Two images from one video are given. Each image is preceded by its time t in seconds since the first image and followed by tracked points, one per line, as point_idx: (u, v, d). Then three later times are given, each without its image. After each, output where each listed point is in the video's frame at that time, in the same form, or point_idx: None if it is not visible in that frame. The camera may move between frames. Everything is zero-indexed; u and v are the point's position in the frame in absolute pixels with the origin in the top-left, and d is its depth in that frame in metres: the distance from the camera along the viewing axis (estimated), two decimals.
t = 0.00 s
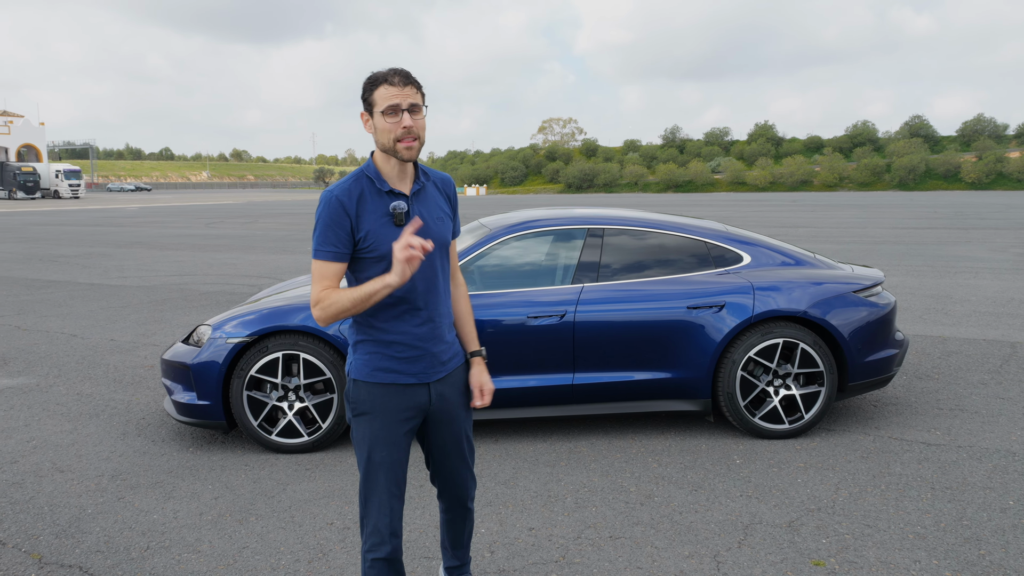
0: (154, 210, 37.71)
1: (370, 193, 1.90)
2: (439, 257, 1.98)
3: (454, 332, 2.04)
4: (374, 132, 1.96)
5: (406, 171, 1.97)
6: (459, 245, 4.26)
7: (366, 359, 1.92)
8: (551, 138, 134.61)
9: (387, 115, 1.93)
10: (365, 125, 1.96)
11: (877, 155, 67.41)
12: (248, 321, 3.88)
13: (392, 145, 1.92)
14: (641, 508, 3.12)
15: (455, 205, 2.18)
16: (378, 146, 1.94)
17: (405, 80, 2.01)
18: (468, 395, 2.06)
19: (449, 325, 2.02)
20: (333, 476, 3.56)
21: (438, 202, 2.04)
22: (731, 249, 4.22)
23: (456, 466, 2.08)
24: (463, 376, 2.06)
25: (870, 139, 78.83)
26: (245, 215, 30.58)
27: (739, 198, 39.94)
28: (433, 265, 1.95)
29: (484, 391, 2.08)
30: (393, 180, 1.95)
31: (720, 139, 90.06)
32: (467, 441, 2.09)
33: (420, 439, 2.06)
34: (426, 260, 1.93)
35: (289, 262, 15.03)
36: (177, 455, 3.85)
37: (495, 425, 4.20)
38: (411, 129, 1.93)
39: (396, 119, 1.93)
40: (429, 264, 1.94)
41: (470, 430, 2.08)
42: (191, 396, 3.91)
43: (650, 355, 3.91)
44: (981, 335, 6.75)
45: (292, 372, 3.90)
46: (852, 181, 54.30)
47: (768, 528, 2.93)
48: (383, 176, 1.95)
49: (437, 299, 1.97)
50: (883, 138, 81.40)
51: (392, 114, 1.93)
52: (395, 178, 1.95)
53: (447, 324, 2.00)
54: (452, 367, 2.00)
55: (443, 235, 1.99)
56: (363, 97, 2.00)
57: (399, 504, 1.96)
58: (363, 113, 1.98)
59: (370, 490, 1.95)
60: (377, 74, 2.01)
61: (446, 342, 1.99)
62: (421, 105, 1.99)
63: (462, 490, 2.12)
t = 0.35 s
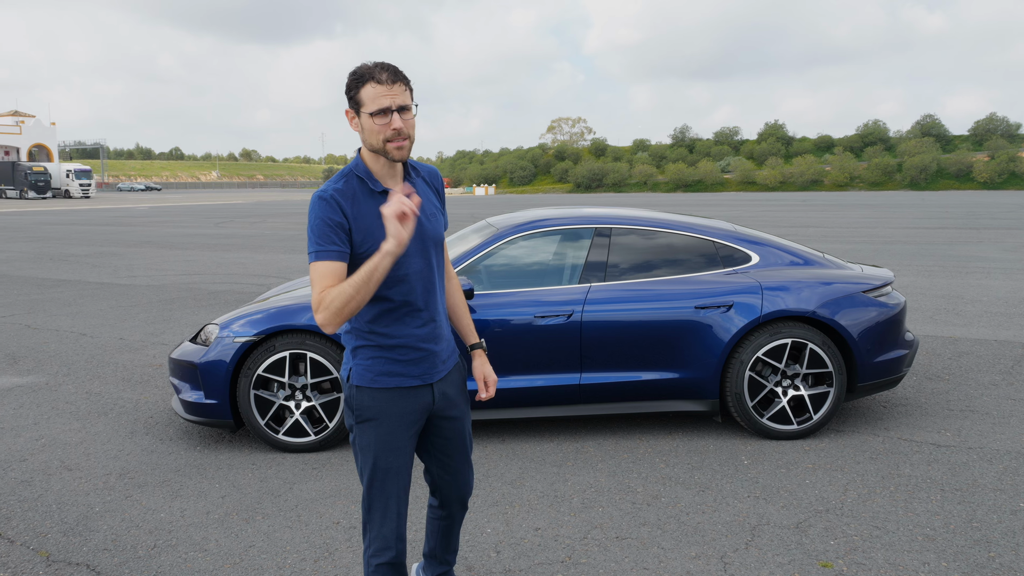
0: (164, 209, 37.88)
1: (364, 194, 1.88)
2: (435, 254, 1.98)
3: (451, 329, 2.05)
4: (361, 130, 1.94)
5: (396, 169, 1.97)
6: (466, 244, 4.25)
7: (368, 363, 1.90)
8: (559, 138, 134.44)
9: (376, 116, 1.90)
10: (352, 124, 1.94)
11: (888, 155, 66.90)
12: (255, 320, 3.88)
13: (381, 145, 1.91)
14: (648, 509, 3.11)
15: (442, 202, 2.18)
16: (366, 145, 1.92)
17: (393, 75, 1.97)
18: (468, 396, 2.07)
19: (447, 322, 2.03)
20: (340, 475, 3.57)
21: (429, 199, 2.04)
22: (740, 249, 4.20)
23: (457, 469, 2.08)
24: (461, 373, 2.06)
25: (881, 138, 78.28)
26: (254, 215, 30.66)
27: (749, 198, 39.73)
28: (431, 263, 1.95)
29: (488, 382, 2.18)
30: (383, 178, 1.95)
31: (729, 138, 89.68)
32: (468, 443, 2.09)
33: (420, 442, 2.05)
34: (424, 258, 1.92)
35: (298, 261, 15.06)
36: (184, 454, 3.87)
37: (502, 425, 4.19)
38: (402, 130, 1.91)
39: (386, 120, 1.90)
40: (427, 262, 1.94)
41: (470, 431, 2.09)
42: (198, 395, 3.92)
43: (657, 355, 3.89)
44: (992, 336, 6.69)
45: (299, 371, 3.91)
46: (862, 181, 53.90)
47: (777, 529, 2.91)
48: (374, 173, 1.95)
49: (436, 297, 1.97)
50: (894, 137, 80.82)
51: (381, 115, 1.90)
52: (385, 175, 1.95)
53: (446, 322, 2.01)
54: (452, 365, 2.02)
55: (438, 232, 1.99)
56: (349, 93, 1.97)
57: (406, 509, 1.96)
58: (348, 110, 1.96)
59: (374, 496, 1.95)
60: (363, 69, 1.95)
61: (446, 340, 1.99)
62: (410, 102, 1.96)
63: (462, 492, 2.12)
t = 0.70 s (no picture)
0: (171, 208, 37.99)
1: (371, 190, 1.89)
2: (441, 255, 1.97)
3: (455, 331, 2.03)
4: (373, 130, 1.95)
5: (406, 169, 1.96)
6: (470, 244, 4.25)
7: (367, 359, 1.91)
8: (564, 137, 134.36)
9: (387, 116, 1.91)
10: (365, 123, 1.95)
11: (895, 154, 66.63)
12: (259, 320, 3.89)
13: (391, 144, 1.91)
14: (650, 508, 3.11)
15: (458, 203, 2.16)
16: (377, 144, 1.93)
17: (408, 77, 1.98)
18: (473, 398, 2.07)
19: (450, 324, 2.02)
20: (343, 474, 3.58)
21: (442, 199, 2.02)
22: (744, 249, 4.19)
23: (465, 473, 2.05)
24: (467, 375, 2.05)
25: (888, 137, 77.99)
26: (260, 215, 30.68)
27: (755, 198, 39.61)
28: (435, 264, 1.94)
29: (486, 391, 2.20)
30: (394, 177, 1.94)
31: (735, 138, 89.53)
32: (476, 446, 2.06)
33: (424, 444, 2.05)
34: (427, 258, 1.92)
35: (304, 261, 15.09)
36: (189, 453, 3.88)
37: (506, 424, 4.19)
38: (411, 131, 1.92)
39: (395, 120, 1.91)
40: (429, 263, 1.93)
41: (477, 434, 2.06)
42: (202, 394, 3.94)
43: (660, 354, 3.89)
44: (998, 335, 6.66)
45: (303, 370, 3.92)
46: (870, 181, 53.66)
47: (779, 529, 2.91)
48: (384, 172, 1.94)
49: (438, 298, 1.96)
50: (901, 137, 80.50)
51: (391, 115, 1.91)
52: (395, 175, 1.94)
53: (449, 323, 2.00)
54: (454, 367, 2.00)
55: (445, 233, 1.98)
56: (364, 93, 1.99)
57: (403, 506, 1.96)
58: (362, 109, 1.97)
59: (374, 494, 1.96)
60: (378, 69, 1.97)
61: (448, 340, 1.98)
62: (422, 105, 1.97)
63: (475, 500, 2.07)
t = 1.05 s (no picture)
0: (173, 208, 37.97)
1: (399, 186, 1.96)
2: (461, 256, 1.96)
3: (476, 332, 2.00)
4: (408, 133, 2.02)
5: (440, 170, 1.98)
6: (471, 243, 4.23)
7: (384, 346, 1.97)
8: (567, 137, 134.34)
9: (417, 118, 1.98)
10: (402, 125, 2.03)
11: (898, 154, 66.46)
12: (259, 320, 3.89)
13: (419, 146, 1.96)
14: (651, 509, 3.10)
15: (505, 210, 2.11)
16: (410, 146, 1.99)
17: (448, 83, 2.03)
18: (489, 396, 2.03)
19: (470, 324, 1.98)
20: (343, 474, 3.57)
21: (474, 204, 2.01)
22: (746, 249, 4.17)
23: (473, 468, 2.05)
24: (488, 376, 2.02)
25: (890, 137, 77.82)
26: (263, 214, 30.66)
27: (757, 198, 39.52)
28: (452, 263, 1.94)
29: (516, 402, 2.11)
30: (424, 178, 1.97)
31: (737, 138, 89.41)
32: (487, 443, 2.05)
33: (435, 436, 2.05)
34: (441, 256, 1.92)
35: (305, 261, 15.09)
36: (188, 453, 3.88)
37: (507, 424, 4.18)
38: (439, 133, 1.96)
39: (424, 123, 1.97)
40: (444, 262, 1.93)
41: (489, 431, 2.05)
42: (203, 394, 3.93)
43: (662, 354, 3.87)
44: (1001, 336, 6.64)
45: (303, 370, 3.91)
46: (872, 181, 53.53)
47: (780, 530, 2.89)
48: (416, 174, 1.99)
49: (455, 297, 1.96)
50: (903, 137, 80.31)
51: (421, 118, 1.98)
52: (426, 176, 1.98)
53: (467, 323, 1.97)
54: (468, 365, 1.97)
55: (467, 236, 1.96)
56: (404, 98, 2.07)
57: (407, 496, 1.96)
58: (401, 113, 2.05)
59: (380, 481, 1.97)
60: (417, 76, 2.04)
61: (464, 338, 1.97)
62: (456, 111, 2.01)
63: (480, 496, 2.07)
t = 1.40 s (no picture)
0: (174, 207, 37.91)
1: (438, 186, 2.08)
2: (488, 258, 2.03)
3: (497, 327, 2.06)
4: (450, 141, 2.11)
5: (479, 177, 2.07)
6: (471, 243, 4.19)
7: (414, 328, 2.10)
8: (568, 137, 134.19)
9: (454, 131, 2.05)
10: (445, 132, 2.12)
11: (900, 154, 66.23)
12: (257, 320, 3.86)
13: (456, 157, 2.06)
14: (652, 512, 3.06)
15: (543, 217, 2.14)
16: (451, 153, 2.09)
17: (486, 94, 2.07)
18: (505, 388, 2.10)
19: (492, 320, 2.05)
20: (342, 476, 3.54)
21: (507, 210, 2.07)
22: (748, 248, 4.14)
23: (485, 456, 2.14)
24: (506, 369, 2.08)
25: (892, 137, 77.67)
26: (263, 214, 30.60)
27: (759, 198, 39.41)
28: (477, 262, 2.02)
29: (539, 405, 2.18)
30: (462, 182, 2.07)
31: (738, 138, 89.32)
32: (501, 433, 2.14)
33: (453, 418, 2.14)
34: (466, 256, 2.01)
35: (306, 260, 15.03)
36: (186, 455, 3.85)
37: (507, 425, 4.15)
38: (473, 147, 2.03)
39: (460, 137, 2.05)
40: (468, 261, 2.02)
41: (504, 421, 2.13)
42: (200, 395, 3.90)
43: (663, 354, 3.84)
44: (1005, 336, 6.59)
45: (301, 371, 3.88)
46: (874, 181, 53.37)
47: (783, 533, 2.86)
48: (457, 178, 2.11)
49: (479, 293, 2.03)
50: (906, 136, 80.14)
51: (459, 132, 2.05)
52: (464, 181, 2.07)
53: (488, 318, 2.04)
54: (484, 356, 2.04)
55: (494, 241, 2.03)
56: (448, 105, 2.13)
57: (421, 472, 2.06)
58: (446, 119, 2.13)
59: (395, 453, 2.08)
60: (459, 86, 2.08)
61: (484, 331, 2.04)
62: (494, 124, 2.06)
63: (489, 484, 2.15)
